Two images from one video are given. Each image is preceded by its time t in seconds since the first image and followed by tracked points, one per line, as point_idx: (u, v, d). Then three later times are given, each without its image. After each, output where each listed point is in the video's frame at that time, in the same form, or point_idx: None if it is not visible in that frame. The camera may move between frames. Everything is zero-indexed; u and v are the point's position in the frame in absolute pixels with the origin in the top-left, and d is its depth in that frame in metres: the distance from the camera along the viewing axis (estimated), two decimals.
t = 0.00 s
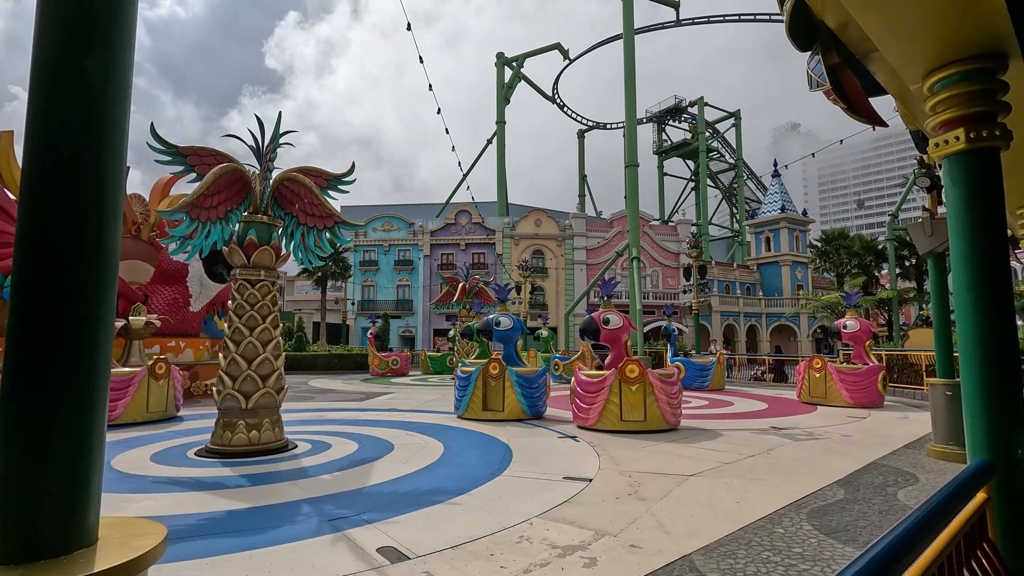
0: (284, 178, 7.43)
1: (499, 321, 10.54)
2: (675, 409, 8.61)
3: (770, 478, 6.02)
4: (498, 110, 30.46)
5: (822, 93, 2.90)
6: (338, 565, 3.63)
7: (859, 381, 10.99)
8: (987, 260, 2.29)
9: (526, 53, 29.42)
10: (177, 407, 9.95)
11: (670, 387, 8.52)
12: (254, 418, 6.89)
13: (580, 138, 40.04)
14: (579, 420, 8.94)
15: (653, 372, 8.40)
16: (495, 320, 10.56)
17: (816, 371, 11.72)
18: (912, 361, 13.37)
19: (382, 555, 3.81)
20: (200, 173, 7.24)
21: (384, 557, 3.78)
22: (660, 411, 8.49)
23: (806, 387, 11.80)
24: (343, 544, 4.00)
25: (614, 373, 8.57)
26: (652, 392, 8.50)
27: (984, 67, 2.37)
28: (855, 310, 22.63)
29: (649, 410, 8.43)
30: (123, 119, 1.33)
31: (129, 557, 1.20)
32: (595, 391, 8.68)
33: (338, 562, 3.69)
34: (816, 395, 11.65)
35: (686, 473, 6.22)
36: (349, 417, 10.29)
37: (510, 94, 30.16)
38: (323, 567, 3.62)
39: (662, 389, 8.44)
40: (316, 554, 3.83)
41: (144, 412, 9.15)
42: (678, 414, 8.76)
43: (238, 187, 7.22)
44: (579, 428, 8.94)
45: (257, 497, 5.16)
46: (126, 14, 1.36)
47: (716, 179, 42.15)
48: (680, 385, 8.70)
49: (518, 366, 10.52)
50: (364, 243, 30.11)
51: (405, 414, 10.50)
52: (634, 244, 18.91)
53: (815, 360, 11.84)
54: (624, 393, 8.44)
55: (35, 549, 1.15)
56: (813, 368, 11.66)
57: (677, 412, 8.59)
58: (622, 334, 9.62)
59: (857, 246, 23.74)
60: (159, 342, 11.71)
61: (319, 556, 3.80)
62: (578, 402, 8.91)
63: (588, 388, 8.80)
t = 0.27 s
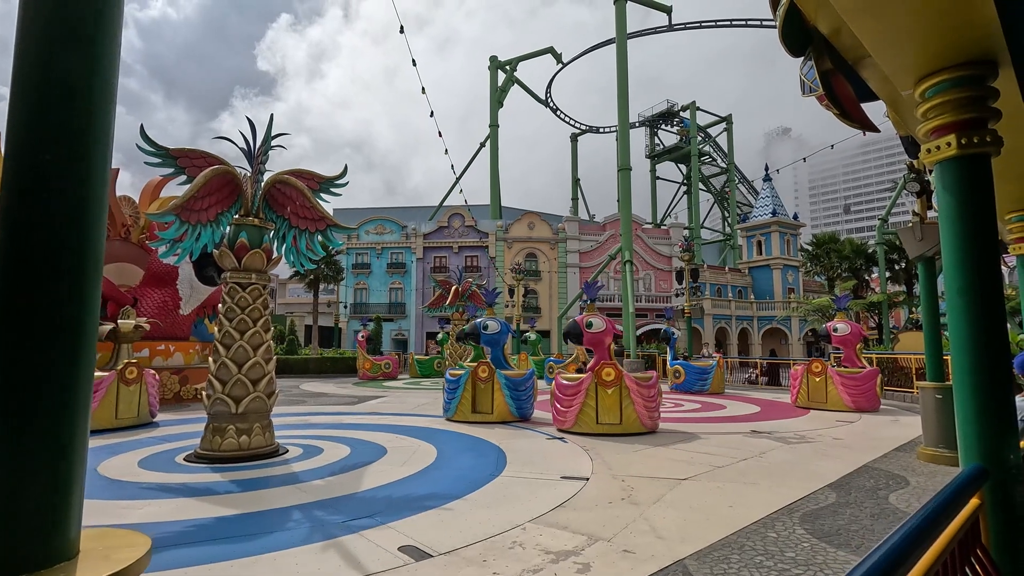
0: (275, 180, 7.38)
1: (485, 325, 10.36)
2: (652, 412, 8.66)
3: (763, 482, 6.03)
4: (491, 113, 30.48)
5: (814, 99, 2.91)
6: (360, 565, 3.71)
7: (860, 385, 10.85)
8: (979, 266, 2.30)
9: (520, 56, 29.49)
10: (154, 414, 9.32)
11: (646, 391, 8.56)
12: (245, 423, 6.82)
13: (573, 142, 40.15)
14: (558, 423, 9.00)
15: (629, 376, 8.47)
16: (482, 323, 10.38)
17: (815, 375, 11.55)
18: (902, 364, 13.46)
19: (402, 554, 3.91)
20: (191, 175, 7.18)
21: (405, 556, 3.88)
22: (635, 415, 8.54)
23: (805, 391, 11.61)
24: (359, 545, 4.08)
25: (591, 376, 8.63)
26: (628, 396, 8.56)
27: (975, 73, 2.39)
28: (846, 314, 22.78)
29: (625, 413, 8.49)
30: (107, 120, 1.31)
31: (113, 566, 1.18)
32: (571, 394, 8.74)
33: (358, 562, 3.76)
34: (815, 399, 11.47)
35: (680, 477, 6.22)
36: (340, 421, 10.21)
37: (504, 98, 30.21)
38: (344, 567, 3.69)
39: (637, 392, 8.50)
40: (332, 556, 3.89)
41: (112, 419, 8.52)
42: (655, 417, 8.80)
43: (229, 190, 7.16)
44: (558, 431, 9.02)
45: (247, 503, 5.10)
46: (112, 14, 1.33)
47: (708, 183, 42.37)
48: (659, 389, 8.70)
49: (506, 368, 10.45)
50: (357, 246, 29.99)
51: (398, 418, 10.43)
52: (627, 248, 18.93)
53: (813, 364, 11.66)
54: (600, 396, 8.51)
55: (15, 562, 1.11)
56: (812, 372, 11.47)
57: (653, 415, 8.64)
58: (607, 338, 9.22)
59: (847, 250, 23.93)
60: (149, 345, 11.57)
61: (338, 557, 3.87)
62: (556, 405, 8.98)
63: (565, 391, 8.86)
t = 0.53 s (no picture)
0: (266, 183, 7.32)
1: (473, 328, 10.48)
2: (630, 416, 8.65)
3: (756, 485, 6.01)
4: (484, 117, 30.47)
5: (806, 102, 2.91)
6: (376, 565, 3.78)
7: (861, 389, 10.65)
8: (971, 270, 2.29)
9: (513, 60, 29.54)
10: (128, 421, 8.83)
11: (624, 394, 8.57)
12: (234, 428, 6.73)
13: (566, 146, 40.24)
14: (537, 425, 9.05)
15: (605, 379, 8.53)
16: (470, 327, 10.51)
17: (815, 380, 11.30)
18: (893, 367, 13.52)
19: (418, 553, 4.03)
20: (181, 177, 7.11)
21: (422, 555, 3.99)
22: (613, 419, 8.55)
23: (804, 396, 11.35)
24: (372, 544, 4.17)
25: (568, 380, 8.71)
26: (604, 399, 8.61)
27: (964, 77, 2.39)
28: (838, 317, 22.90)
29: (602, 417, 8.51)
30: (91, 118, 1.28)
31: None
32: (549, 397, 8.79)
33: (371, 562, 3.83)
34: (815, 404, 11.22)
35: (672, 481, 6.19)
36: (331, 425, 10.11)
37: (498, 101, 30.24)
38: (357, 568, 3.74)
39: (614, 396, 8.53)
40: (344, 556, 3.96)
41: (77, 425, 8.02)
42: (635, 421, 8.77)
43: (219, 193, 7.09)
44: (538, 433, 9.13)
45: (236, 509, 5.02)
46: (93, 10, 1.31)
47: (701, 187, 42.56)
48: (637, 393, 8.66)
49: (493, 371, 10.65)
50: (350, 249, 29.87)
51: (390, 422, 10.34)
52: (620, 251, 18.95)
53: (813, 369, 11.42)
54: (577, 399, 8.57)
55: None
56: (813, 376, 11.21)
57: (631, 419, 8.63)
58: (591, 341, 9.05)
59: (839, 254, 24.09)
60: (138, 349, 11.45)
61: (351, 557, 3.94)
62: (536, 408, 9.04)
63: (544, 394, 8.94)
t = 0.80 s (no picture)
0: (257, 185, 7.25)
1: (461, 332, 10.67)
2: (608, 419, 8.61)
3: (749, 490, 5.99)
4: (479, 120, 30.47)
5: (798, 104, 2.89)
6: (391, 565, 3.86)
7: (863, 393, 10.45)
8: (965, 274, 2.27)
9: (508, 64, 29.58)
10: (99, 428, 8.41)
11: (602, 398, 8.52)
12: (223, 432, 6.64)
13: (561, 149, 40.31)
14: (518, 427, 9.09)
15: (582, 382, 8.52)
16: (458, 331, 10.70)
17: (816, 385, 10.98)
18: (886, 371, 13.56)
19: (435, 551, 4.14)
20: (171, 179, 7.03)
21: (439, 553, 4.11)
22: (590, 422, 8.53)
23: (805, 402, 11.03)
24: (391, 544, 4.26)
25: (546, 383, 8.73)
26: (582, 402, 8.60)
27: (957, 79, 2.38)
28: (831, 320, 22.97)
29: (579, 419, 8.51)
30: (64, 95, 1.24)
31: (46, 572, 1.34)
32: (528, 400, 8.82)
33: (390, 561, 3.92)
34: (817, 410, 10.91)
35: (666, 485, 6.16)
36: (322, 429, 10.02)
37: (492, 105, 30.25)
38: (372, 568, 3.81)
39: (591, 399, 8.51)
40: (363, 556, 4.04)
41: (42, 433, 7.55)
42: (613, 424, 8.72)
43: (210, 194, 7.02)
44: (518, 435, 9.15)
45: (224, 516, 4.95)
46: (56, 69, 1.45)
47: (694, 191, 42.73)
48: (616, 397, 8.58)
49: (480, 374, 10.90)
50: (343, 252, 29.74)
51: (381, 426, 10.26)
52: (614, 254, 18.95)
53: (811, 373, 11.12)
54: (554, 402, 8.58)
55: None
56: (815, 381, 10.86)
57: (609, 423, 8.59)
58: (574, 344, 9.84)
59: (831, 258, 24.21)
60: (127, 352, 11.31)
61: (371, 557, 4.03)
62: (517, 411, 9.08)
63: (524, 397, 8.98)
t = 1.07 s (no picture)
0: (250, 187, 7.20)
1: (451, 335, 10.66)
2: (588, 423, 8.59)
3: (744, 494, 5.97)
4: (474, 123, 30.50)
5: (795, 109, 2.88)
6: (409, 564, 3.97)
7: (863, 397, 10.41)
8: (964, 279, 2.26)
9: (503, 67, 29.62)
10: (70, 436, 8.06)
11: (580, 402, 8.53)
12: (214, 437, 6.56)
13: (555, 153, 40.37)
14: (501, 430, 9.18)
15: (560, 386, 8.56)
16: (448, 334, 10.69)
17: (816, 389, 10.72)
18: (878, 375, 13.61)
19: (451, 550, 4.26)
20: (163, 181, 6.97)
21: (456, 552, 4.24)
22: (568, 426, 8.55)
23: (806, 406, 10.74)
24: (407, 543, 4.38)
25: (526, 386, 8.81)
26: (561, 406, 8.63)
27: (953, 85, 2.37)
28: (823, 324, 23.08)
29: (557, 423, 8.55)
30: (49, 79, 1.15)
31: None
32: (509, 403, 8.92)
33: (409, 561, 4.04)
34: (818, 414, 10.64)
35: (660, 490, 6.13)
36: (315, 433, 9.93)
37: (487, 108, 30.27)
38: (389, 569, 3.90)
39: (569, 403, 8.52)
40: (380, 556, 4.14)
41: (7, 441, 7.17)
42: (594, 429, 8.70)
43: (202, 197, 6.94)
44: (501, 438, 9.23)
45: (214, 522, 4.88)
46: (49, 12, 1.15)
47: (688, 196, 42.88)
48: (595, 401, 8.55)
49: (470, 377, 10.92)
50: (337, 255, 29.65)
51: (374, 430, 10.17)
52: (608, 258, 18.96)
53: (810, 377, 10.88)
54: (533, 406, 8.64)
55: None
56: (817, 385, 10.56)
57: (588, 427, 8.56)
58: (561, 348, 9.62)
59: (824, 262, 24.35)
60: (118, 355, 11.21)
61: (387, 556, 4.12)
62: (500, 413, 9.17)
63: (506, 400, 9.08)
